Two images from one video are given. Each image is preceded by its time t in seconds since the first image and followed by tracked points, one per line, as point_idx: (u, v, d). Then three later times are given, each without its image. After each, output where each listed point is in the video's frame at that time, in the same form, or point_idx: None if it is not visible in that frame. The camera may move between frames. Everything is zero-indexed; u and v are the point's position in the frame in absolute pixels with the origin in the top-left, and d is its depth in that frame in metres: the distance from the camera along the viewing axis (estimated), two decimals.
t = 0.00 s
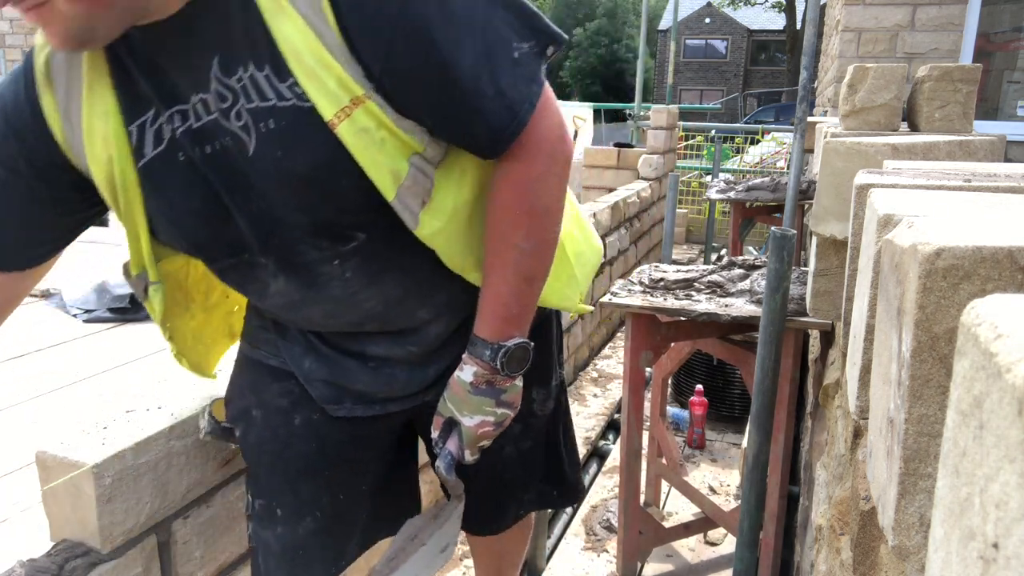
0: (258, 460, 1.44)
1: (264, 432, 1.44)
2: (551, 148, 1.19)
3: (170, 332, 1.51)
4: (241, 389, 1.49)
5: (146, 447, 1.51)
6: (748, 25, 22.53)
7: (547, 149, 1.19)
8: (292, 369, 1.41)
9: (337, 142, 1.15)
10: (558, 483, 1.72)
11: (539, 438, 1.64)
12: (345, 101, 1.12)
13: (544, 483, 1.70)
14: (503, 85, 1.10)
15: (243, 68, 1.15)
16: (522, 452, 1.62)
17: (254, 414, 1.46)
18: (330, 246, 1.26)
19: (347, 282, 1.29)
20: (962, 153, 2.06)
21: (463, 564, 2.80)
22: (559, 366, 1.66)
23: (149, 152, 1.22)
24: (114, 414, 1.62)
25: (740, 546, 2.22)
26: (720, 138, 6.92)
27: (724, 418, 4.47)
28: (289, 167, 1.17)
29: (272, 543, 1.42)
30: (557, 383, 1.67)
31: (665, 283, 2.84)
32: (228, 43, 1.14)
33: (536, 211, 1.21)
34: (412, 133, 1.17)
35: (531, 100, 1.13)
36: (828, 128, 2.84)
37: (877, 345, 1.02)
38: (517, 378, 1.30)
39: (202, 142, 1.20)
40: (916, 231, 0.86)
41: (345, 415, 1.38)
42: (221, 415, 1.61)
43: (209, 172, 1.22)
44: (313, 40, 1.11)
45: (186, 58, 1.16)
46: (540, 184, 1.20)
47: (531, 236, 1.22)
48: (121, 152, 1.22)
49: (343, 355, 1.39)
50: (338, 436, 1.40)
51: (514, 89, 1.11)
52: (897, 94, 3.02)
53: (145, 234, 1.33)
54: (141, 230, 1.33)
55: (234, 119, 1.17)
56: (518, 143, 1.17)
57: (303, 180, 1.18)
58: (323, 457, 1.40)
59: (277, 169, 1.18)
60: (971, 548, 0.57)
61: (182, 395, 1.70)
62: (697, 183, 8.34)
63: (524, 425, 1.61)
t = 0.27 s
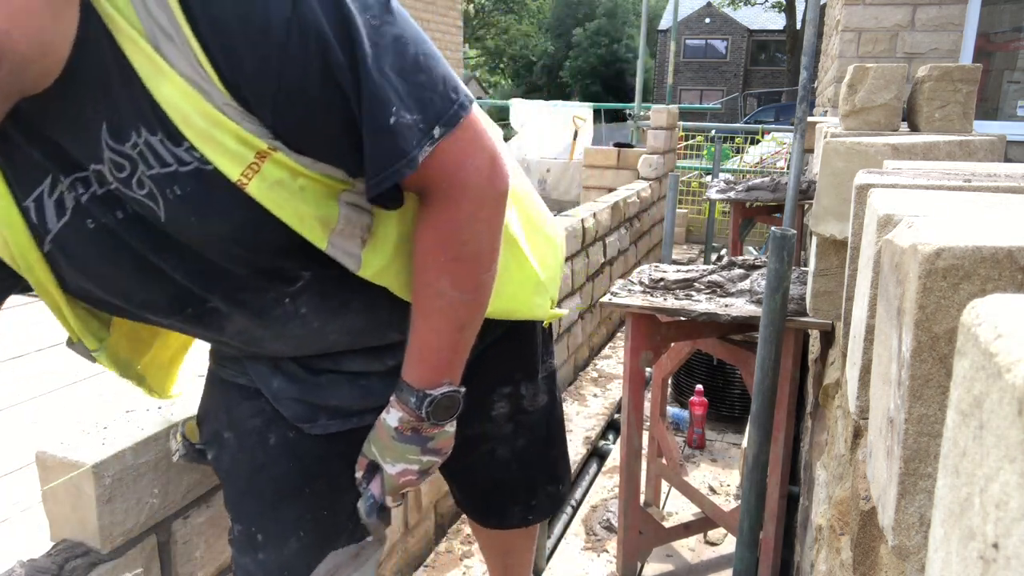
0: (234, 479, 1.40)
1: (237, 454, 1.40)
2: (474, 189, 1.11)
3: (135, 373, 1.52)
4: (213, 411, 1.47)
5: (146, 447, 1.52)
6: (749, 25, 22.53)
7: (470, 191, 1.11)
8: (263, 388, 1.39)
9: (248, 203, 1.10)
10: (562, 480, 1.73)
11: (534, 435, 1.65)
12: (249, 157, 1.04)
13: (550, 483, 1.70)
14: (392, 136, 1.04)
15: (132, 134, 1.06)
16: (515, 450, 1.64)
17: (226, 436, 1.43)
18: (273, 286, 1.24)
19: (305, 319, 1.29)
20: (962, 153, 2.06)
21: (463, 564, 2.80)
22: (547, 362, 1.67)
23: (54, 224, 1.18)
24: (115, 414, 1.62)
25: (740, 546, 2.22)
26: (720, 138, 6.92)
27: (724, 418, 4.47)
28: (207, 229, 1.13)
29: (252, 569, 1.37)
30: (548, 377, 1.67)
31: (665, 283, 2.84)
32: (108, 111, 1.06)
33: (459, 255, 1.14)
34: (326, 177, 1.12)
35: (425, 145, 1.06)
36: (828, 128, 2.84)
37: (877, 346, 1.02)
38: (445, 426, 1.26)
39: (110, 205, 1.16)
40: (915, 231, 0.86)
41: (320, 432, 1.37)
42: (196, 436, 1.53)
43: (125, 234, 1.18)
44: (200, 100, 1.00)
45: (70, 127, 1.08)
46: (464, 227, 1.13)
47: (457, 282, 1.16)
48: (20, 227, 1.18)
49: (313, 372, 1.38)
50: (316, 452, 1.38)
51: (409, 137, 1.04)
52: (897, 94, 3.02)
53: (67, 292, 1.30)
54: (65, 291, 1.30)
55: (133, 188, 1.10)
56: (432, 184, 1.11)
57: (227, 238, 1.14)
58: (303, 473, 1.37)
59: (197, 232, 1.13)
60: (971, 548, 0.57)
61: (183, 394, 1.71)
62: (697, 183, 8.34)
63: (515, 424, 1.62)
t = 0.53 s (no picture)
0: (223, 486, 1.40)
1: (222, 465, 1.39)
2: (443, 220, 1.05)
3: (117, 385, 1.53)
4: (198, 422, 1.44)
5: (146, 447, 1.52)
6: (749, 25, 22.53)
7: (439, 222, 1.05)
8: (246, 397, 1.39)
9: (214, 222, 1.09)
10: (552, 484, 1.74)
11: (524, 439, 1.67)
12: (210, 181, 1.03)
13: (540, 488, 1.71)
14: (354, 158, 0.98)
15: (93, 152, 1.05)
16: (507, 454, 1.65)
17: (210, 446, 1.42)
18: (251, 295, 1.24)
19: (284, 331, 1.27)
20: (962, 153, 2.06)
21: (463, 564, 2.80)
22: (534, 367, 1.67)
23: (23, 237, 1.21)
24: (115, 415, 1.62)
25: (740, 546, 2.22)
26: (720, 138, 6.92)
27: (724, 418, 4.48)
28: (173, 251, 1.12)
29: None
30: (537, 379, 1.68)
31: (665, 283, 2.84)
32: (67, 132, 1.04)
33: (421, 286, 1.07)
34: (293, 196, 1.10)
35: (396, 169, 1.00)
36: (828, 128, 2.84)
37: (877, 346, 1.02)
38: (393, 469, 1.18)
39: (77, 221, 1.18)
40: (914, 231, 0.85)
41: (306, 442, 1.35)
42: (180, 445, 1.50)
43: (93, 253, 1.20)
44: (156, 117, 0.98)
45: (32, 145, 1.08)
46: (429, 257, 1.06)
47: (417, 315, 1.08)
48: None
49: (298, 382, 1.37)
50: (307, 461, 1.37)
51: (374, 159, 0.99)
52: (897, 94, 3.02)
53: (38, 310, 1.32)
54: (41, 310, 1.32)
55: (96, 206, 1.10)
56: (398, 212, 1.05)
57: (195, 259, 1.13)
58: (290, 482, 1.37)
59: (162, 252, 1.13)
60: (971, 548, 0.57)
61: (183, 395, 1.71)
62: (698, 184, 8.35)
63: (507, 428, 1.62)
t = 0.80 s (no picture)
0: (219, 486, 1.40)
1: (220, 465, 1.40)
2: (418, 246, 1.00)
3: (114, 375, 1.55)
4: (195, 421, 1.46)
5: (145, 447, 1.52)
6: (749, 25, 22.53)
7: (413, 248, 0.99)
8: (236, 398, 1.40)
9: (186, 230, 1.06)
10: (550, 501, 1.73)
11: (519, 453, 1.66)
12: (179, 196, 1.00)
13: (535, 502, 1.70)
14: (323, 178, 0.93)
15: (77, 150, 1.05)
16: (501, 467, 1.65)
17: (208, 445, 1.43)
18: (228, 305, 1.22)
19: (262, 339, 1.26)
20: (962, 152, 2.06)
21: (463, 564, 2.80)
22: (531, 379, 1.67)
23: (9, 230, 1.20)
24: (115, 415, 1.62)
25: (740, 546, 2.22)
26: (720, 138, 6.92)
27: (724, 418, 4.48)
28: (149, 253, 1.11)
29: None
30: (535, 394, 1.67)
31: (665, 283, 2.84)
32: (52, 129, 1.05)
33: (393, 314, 1.02)
34: (270, 207, 1.07)
35: (367, 194, 0.95)
36: (828, 128, 2.84)
37: (876, 346, 1.02)
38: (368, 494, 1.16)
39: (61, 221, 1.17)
40: (914, 231, 0.86)
41: (291, 446, 1.36)
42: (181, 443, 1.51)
43: (76, 252, 1.20)
44: (130, 126, 0.95)
45: (21, 140, 1.09)
46: (399, 284, 1.00)
47: (390, 342, 1.03)
48: None
49: (287, 384, 1.37)
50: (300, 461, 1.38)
51: (348, 175, 0.94)
52: (897, 94, 3.02)
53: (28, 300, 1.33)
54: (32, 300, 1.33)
55: (82, 203, 1.11)
56: (372, 235, 1.00)
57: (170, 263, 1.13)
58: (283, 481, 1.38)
59: (140, 254, 1.13)
60: (971, 548, 0.57)
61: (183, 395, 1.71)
62: (698, 184, 8.34)
63: (499, 441, 1.62)
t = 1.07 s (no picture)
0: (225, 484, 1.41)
1: (236, 459, 1.42)
2: (394, 297, 0.88)
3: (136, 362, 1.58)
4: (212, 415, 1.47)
5: (145, 447, 1.52)
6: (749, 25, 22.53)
7: (389, 302, 0.88)
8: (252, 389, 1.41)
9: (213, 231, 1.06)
10: (563, 510, 1.72)
11: (532, 461, 1.66)
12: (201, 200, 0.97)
13: (546, 511, 1.70)
14: (319, 203, 0.85)
15: (113, 144, 1.02)
16: (511, 474, 1.65)
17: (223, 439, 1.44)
18: (253, 300, 1.24)
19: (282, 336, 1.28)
20: (962, 153, 2.06)
21: (463, 564, 2.80)
22: (545, 387, 1.66)
23: (50, 218, 1.19)
24: (115, 414, 1.62)
25: (740, 546, 2.22)
26: (720, 138, 6.91)
27: (724, 418, 4.48)
28: (180, 245, 1.12)
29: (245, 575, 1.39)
30: (547, 401, 1.67)
31: (665, 283, 2.84)
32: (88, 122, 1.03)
33: (362, 367, 0.91)
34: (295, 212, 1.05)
35: (370, 221, 0.86)
36: (828, 128, 2.84)
37: (877, 346, 1.02)
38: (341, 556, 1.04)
39: (94, 211, 1.17)
40: (915, 231, 0.86)
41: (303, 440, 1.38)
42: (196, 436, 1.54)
43: (110, 242, 1.20)
44: (152, 127, 0.90)
45: (64, 129, 1.07)
46: (369, 335, 0.90)
47: (356, 396, 0.92)
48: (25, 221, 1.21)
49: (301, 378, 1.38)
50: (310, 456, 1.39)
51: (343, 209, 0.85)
52: (897, 94, 3.02)
53: (66, 288, 1.33)
54: (70, 287, 1.33)
55: (119, 193, 1.09)
56: (350, 276, 0.90)
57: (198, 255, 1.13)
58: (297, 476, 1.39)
59: (171, 246, 1.13)
60: (971, 548, 0.57)
61: (182, 395, 1.71)
62: (698, 184, 8.34)
63: (511, 449, 1.62)
